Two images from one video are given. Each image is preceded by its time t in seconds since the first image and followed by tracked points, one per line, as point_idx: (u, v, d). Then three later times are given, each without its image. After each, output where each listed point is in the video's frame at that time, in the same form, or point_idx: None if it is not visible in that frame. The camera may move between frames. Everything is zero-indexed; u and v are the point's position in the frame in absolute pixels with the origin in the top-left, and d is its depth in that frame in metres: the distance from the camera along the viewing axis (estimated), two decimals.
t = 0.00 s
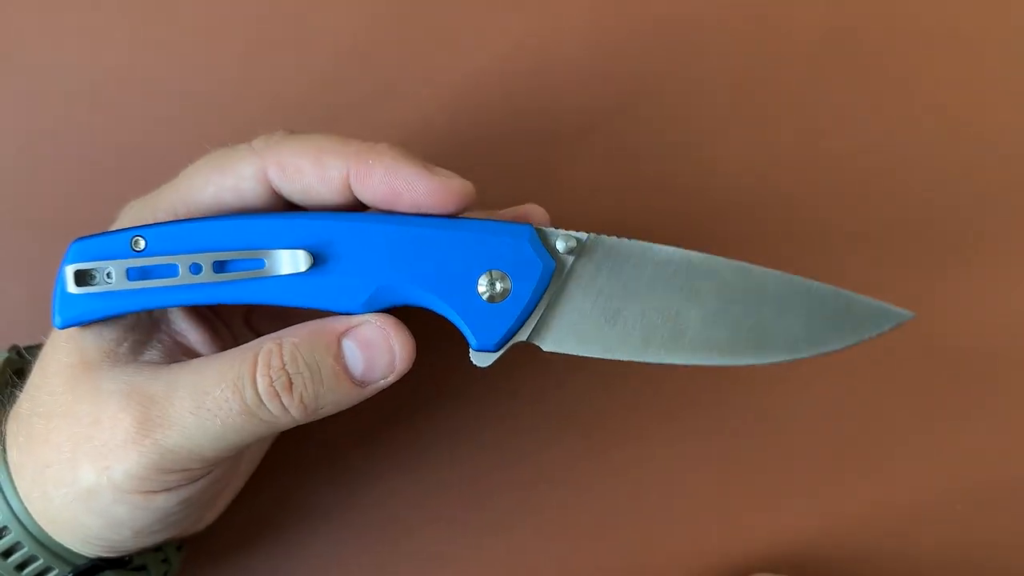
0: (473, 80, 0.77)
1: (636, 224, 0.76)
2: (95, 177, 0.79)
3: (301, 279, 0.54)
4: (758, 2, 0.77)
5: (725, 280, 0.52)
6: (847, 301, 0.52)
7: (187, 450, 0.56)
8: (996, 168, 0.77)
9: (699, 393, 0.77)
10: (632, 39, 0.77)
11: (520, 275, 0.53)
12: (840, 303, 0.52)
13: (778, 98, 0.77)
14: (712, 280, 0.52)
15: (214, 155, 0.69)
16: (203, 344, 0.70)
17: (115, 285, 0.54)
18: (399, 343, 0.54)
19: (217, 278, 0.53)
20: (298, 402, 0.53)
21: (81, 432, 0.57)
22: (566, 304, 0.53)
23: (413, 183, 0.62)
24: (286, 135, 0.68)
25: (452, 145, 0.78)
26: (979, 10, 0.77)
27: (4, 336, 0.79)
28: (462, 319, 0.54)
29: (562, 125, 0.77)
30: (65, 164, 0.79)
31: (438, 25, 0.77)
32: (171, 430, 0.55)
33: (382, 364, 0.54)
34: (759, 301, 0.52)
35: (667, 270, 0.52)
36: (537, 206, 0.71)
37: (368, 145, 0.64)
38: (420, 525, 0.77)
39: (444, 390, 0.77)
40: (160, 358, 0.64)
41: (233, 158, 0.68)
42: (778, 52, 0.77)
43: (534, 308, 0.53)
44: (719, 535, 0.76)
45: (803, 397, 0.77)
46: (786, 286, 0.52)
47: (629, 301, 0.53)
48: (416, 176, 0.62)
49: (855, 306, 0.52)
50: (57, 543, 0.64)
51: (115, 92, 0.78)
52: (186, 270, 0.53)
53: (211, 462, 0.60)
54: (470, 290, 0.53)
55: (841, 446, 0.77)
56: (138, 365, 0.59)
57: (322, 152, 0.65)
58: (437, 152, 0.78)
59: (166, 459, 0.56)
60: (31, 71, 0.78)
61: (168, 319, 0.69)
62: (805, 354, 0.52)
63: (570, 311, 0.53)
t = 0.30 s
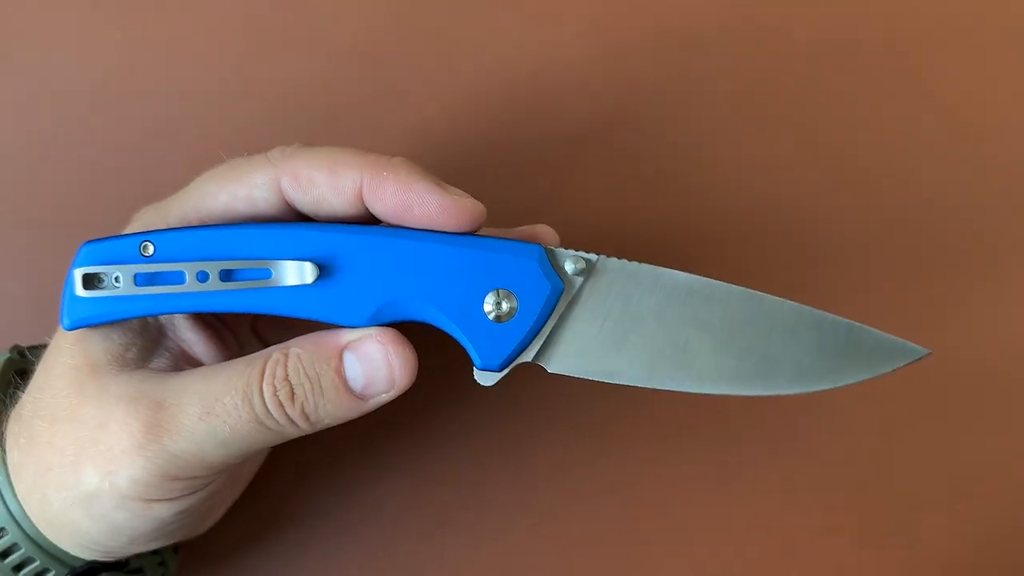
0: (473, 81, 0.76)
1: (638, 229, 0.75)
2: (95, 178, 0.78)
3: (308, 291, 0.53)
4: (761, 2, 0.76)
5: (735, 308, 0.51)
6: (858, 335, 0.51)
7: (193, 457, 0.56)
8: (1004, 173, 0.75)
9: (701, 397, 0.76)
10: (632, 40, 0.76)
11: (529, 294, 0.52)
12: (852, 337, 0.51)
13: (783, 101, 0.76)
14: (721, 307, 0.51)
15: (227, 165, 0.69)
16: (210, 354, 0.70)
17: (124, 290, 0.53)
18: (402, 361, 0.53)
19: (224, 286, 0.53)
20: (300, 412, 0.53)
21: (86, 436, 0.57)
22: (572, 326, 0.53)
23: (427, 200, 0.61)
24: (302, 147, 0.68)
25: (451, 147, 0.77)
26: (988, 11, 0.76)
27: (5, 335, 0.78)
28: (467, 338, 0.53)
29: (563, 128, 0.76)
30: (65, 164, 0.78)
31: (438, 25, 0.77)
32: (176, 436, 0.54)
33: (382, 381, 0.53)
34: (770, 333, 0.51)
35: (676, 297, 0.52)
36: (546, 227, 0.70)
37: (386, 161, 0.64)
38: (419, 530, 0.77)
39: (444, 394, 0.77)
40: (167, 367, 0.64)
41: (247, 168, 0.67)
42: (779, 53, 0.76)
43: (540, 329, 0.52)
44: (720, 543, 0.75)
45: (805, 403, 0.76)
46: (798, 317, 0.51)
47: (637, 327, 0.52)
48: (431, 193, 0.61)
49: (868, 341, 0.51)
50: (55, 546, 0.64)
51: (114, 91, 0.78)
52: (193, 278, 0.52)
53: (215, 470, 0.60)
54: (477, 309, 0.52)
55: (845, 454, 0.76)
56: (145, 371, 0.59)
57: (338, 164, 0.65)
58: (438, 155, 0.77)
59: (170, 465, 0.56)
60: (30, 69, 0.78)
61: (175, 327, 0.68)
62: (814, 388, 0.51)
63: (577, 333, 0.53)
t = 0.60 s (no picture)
0: (472, 81, 0.77)
1: (636, 226, 0.76)
2: (94, 177, 0.79)
3: (309, 285, 0.54)
4: (756, 3, 0.77)
5: (729, 294, 0.52)
6: (850, 320, 0.52)
7: (190, 447, 0.56)
8: (995, 169, 0.77)
9: (699, 392, 0.77)
10: (633, 41, 0.77)
11: (527, 285, 0.53)
12: (844, 321, 0.52)
13: (779, 100, 0.77)
14: (715, 294, 0.52)
15: (226, 162, 0.69)
16: (209, 349, 0.70)
17: (125, 287, 0.54)
18: (403, 349, 0.54)
19: (226, 281, 0.54)
20: (299, 400, 0.53)
21: (84, 431, 0.57)
22: (571, 315, 0.54)
23: (426, 193, 0.63)
24: (301, 143, 0.68)
25: (451, 146, 0.78)
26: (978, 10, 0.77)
27: (4, 335, 0.79)
28: (468, 329, 0.54)
29: (561, 127, 0.77)
30: (64, 163, 0.79)
31: (438, 25, 0.78)
32: (173, 426, 0.55)
33: (383, 369, 0.54)
34: (765, 318, 0.52)
35: (673, 285, 0.53)
36: (542, 224, 0.71)
37: (384, 155, 0.65)
38: (421, 525, 0.77)
39: (446, 390, 0.77)
40: (165, 362, 0.65)
41: (246, 165, 0.68)
42: (780, 55, 0.77)
43: (539, 319, 0.53)
44: (718, 536, 0.76)
45: (801, 397, 0.77)
46: (791, 303, 0.52)
47: (635, 314, 0.53)
48: (430, 187, 0.62)
49: (859, 325, 0.52)
50: (59, 545, 0.64)
51: (115, 92, 0.78)
52: (195, 273, 0.53)
53: (213, 462, 0.60)
54: (477, 300, 0.53)
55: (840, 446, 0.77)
56: (142, 366, 0.59)
57: (337, 159, 0.66)
58: (437, 154, 0.78)
59: (166, 457, 0.56)
60: (30, 69, 0.78)
61: (174, 323, 0.69)
62: (807, 371, 0.52)
63: (575, 322, 0.54)
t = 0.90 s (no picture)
0: (471, 81, 0.78)
1: (637, 226, 0.76)
2: (93, 175, 0.79)
3: (308, 283, 0.54)
4: (756, 4, 0.78)
5: (727, 296, 0.52)
6: (849, 322, 0.52)
7: (189, 446, 0.56)
8: (992, 171, 0.77)
9: (699, 392, 0.77)
10: (633, 41, 0.77)
11: (526, 285, 0.53)
12: (843, 324, 0.52)
13: (779, 100, 0.77)
14: (713, 295, 0.52)
15: (226, 160, 0.69)
16: (208, 348, 0.70)
17: (125, 284, 0.53)
18: (401, 347, 0.54)
19: (225, 279, 0.53)
20: (297, 399, 0.53)
21: (83, 430, 0.57)
22: (570, 316, 0.54)
23: (425, 193, 0.63)
24: (301, 142, 0.69)
25: (450, 146, 0.77)
26: (975, 12, 0.78)
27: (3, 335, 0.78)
28: (466, 328, 0.54)
29: (561, 126, 0.77)
30: (64, 161, 0.79)
31: (438, 26, 0.78)
32: (172, 424, 0.55)
33: (382, 368, 0.54)
34: (763, 320, 0.52)
35: (671, 287, 0.53)
36: (541, 223, 0.71)
37: (384, 154, 0.65)
38: (421, 525, 0.77)
39: (446, 389, 0.77)
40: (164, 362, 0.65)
41: (246, 164, 0.68)
42: (779, 56, 0.77)
43: (538, 319, 0.53)
44: (718, 536, 0.76)
45: (800, 397, 0.77)
46: (790, 305, 0.52)
47: (633, 315, 0.53)
48: (430, 186, 0.62)
49: (858, 327, 0.52)
50: (61, 545, 0.64)
51: (115, 92, 0.79)
52: (195, 271, 0.53)
53: (212, 461, 0.60)
54: (475, 300, 0.53)
55: (840, 446, 0.77)
56: (141, 365, 0.59)
57: (337, 158, 0.66)
58: (436, 153, 0.77)
59: (165, 456, 0.56)
60: (30, 68, 0.78)
61: (173, 322, 0.69)
62: (806, 373, 0.52)
63: (574, 323, 0.54)
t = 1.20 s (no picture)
0: (471, 80, 0.77)
1: (637, 227, 0.76)
2: (94, 175, 0.79)
3: (306, 283, 0.54)
4: (756, 4, 0.77)
5: (726, 298, 0.52)
6: (848, 324, 0.52)
7: (187, 447, 0.56)
8: (993, 171, 0.77)
9: (698, 392, 0.77)
10: (633, 41, 0.77)
11: (524, 285, 0.53)
12: (842, 326, 0.52)
13: (779, 100, 0.77)
14: (712, 298, 0.52)
15: (226, 160, 0.69)
16: (206, 349, 0.70)
17: (124, 282, 0.53)
18: (398, 347, 0.54)
19: (224, 278, 0.53)
20: (295, 399, 0.53)
21: (81, 432, 0.57)
22: (568, 317, 0.54)
23: (424, 194, 0.63)
24: (301, 142, 0.69)
25: (451, 146, 0.77)
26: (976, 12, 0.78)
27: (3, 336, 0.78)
28: (464, 329, 0.53)
29: (561, 126, 0.77)
30: (64, 161, 0.79)
31: (438, 26, 0.78)
32: (169, 425, 0.55)
33: (380, 368, 0.54)
34: (762, 322, 0.52)
35: (670, 288, 0.52)
36: (540, 223, 0.71)
37: (383, 154, 0.65)
38: (420, 525, 0.77)
39: (445, 389, 0.77)
40: (162, 362, 0.65)
41: (246, 163, 0.68)
42: (780, 55, 0.77)
43: (536, 320, 0.53)
44: (718, 537, 0.76)
45: (800, 398, 0.77)
46: (789, 307, 0.52)
47: (631, 317, 0.53)
48: (429, 186, 0.62)
49: (857, 330, 0.52)
50: (61, 546, 0.64)
51: (115, 91, 0.79)
52: (193, 270, 0.53)
53: (210, 461, 0.60)
54: (473, 300, 0.53)
55: (840, 448, 0.77)
56: (139, 366, 0.59)
57: (336, 158, 0.66)
58: (436, 153, 0.77)
59: (163, 457, 0.56)
60: (31, 68, 0.78)
61: (171, 322, 0.69)
62: (804, 376, 0.52)
63: (572, 325, 0.54)
